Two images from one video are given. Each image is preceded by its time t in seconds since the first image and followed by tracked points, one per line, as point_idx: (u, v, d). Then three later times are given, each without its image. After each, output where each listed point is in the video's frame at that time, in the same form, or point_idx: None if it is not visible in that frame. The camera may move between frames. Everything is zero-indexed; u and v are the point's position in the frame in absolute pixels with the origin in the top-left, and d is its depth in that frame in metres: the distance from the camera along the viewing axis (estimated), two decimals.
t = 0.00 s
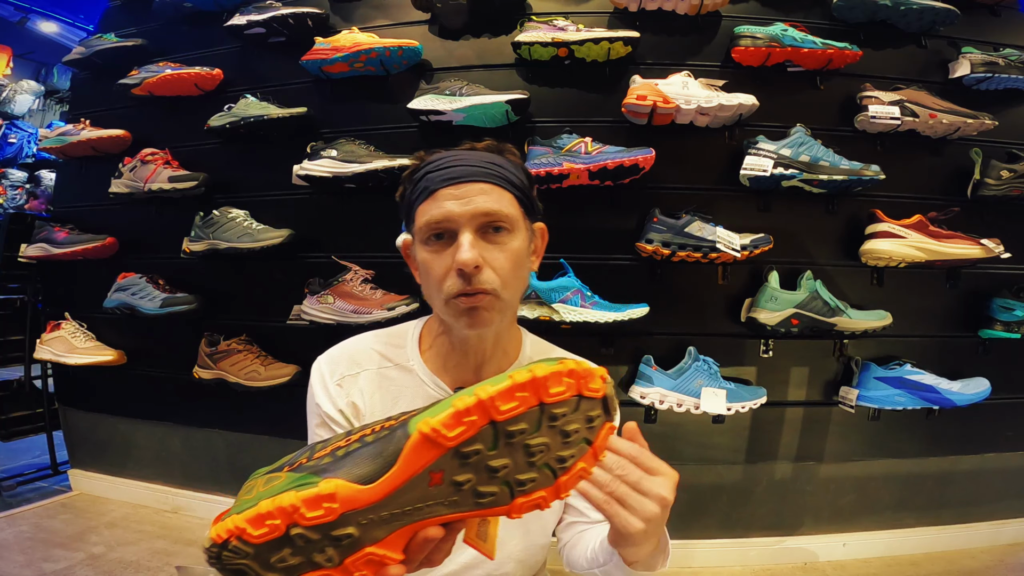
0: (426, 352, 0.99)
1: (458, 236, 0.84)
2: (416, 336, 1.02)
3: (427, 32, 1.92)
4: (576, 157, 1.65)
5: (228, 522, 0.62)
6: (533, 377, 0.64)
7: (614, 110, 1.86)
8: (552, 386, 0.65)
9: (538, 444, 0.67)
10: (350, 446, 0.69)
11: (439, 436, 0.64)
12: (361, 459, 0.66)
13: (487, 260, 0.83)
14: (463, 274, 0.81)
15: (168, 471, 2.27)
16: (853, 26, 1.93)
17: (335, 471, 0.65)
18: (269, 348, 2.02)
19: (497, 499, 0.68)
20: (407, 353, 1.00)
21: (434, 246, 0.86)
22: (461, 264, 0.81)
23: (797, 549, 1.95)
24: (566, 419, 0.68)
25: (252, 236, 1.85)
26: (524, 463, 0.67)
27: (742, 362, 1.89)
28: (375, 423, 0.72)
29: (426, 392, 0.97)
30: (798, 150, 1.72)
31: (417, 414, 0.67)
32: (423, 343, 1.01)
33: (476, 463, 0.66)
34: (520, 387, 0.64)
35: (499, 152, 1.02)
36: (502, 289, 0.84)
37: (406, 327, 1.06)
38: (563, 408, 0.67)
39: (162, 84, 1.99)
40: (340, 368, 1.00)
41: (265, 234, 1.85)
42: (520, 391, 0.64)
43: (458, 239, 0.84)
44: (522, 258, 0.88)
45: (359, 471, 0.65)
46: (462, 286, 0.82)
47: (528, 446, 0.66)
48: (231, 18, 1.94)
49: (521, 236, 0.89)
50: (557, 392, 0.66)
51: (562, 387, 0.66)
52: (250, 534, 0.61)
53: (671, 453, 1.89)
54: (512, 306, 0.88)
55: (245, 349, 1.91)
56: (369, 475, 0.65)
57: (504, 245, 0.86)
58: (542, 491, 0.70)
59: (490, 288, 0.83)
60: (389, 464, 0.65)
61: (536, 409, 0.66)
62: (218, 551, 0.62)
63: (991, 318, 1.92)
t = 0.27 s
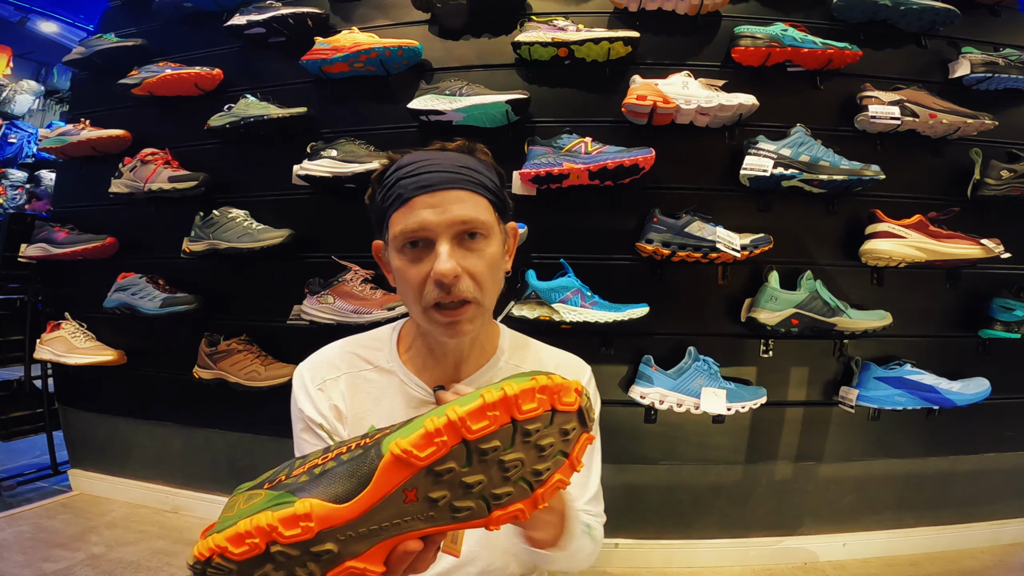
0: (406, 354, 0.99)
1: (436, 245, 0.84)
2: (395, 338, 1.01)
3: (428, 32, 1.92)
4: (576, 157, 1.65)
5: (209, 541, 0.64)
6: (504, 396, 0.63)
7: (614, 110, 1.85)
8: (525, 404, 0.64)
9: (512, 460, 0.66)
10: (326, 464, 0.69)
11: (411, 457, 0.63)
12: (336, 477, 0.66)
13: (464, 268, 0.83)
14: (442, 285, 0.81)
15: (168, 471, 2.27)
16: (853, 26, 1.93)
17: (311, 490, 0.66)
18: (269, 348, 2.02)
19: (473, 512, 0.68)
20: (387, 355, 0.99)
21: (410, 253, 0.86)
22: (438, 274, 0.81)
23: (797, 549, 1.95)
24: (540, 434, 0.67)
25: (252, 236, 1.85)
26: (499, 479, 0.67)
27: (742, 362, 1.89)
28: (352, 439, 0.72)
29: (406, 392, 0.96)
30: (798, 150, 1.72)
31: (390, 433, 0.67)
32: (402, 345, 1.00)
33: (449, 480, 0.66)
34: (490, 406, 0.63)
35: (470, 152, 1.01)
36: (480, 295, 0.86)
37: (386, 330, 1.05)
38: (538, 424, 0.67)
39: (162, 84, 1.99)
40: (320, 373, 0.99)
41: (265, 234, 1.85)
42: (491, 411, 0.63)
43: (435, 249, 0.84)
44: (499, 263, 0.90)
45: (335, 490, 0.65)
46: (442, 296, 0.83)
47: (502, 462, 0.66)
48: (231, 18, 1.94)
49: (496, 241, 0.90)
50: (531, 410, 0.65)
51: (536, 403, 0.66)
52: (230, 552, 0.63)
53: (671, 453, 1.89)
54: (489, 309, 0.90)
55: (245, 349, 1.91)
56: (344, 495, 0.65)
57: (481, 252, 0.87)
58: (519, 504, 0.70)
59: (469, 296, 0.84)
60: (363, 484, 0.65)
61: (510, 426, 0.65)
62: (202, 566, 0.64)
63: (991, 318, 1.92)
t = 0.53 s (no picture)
0: (394, 357, 0.98)
1: (427, 257, 0.83)
2: (383, 341, 1.01)
3: (428, 32, 1.92)
4: (576, 157, 1.65)
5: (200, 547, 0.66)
6: (483, 408, 0.62)
7: (614, 110, 1.85)
8: (504, 416, 0.63)
9: (494, 471, 0.65)
10: (312, 475, 0.70)
11: (392, 470, 0.63)
12: (321, 488, 0.67)
13: (456, 281, 0.83)
14: (433, 298, 0.82)
15: (168, 471, 2.27)
16: (853, 26, 1.93)
17: (295, 501, 0.66)
18: (270, 348, 2.02)
19: (458, 521, 0.68)
20: (374, 358, 0.98)
21: (400, 264, 0.85)
22: (430, 288, 0.81)
23: (798, 549, 1.95)
24: (523, 446, 0.65)
25: (252, 236, 1.85)
26: (481, 490, 0.66)
27: (742, 362, 1.89)
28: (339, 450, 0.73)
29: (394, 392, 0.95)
30: (798, 150, 1.72)
31: (373, 445, 0.67)
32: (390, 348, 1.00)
33: (431, 492, 0.65)
34: (469, 418, 0.62)
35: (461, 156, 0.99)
36: (471, 305, 0.86)
37: (374, 332, 1.05)
38: (520, 437, 0.64)
39: (162, 84, 1.99)
40: (310, 378, 0.99)
41: (265, 234, 1.85)
42: (471, 423, 0.62)
43: (427, 262, 0.83)
44: (489, 272, 0.90)
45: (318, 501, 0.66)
46: (433, 308, 0.83)
47: (484, 474, 0.64)
48: (231, 18, 1.94)
49: (486, 252, 0.89)
50: (512, 423, 0.63)
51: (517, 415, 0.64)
52: (219, 559, 0.65)
53: (671, 453, 1.89)
54: (478, 318, 0.91)
55: (245, 349, 1.91)
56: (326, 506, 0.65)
57: (472, 263, 0.87)
58: (504, 512, 0.69)
59: (460, 308, 0.84)
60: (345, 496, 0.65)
61: (492, 438, 0.64)
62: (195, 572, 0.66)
63: (991, 318, 1.92)
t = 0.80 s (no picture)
0: (392, 356, 0.98)
1: (425, 230, 0.84)
2: (382, 342, 1.01)
3: (428, 32, 1.92)
4: (576, 157, 1.65)
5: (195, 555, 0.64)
6: (485, 410, 0.64)
7: (614, 110, 1.85)
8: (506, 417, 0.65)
9: (496, 473, 0.66)
10: (311, 478, 0.69)
11: (394, 472, 0.64)
12: (320, 491, 0.67)
13: (453, 255, 0.83)
14: (429, 268, 0.81)
15: (168, 471, 2.27)
16: (853, 26, 1.93)
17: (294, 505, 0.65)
18: (270, 348, 2.02)
19: (458, 524, 0.68)
20: (373, 358, 0.98)
21: (398, 241, 0.85)
22: (426, 257, 0.80)
23: (798, 549, 1.95)
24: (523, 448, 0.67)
25: (252, 236, 1.85)
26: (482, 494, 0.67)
27: (742, 362, 1.89)
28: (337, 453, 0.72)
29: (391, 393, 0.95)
30: (798, 150, 1.72)
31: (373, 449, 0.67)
32: (389, 348, 1.00)
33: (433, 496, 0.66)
34: (472, 420, 0.64)
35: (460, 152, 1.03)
36: (466, 282, 0.84)
37: (373, 333, 1.05)
38: (520, 440, 0.66)
39: (162, 84, 1.99)
40: (309, 378, 0.99)
41: (265, 234, 1.85)
42: (473, 424, 0.64)
43: (423, 233, 0.84)
44: (486, 254, 0.90)
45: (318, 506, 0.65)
46: (429, 279, 0.82)
47: (485, 476, 0.66)
48: (231, 18, 1.94)
49: (483, 234, 0.90)
50: (513, 424, 0.65)
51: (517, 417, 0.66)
52: (215, 567, 0.63)
53: (671, 453, 1.89)
54: (475, 300, 0.89)
55: (245, 348, 1.91)
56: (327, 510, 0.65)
57: (468, 241, 0.87)
58: (503, 515, 0.70)
59: (456, 282, 0.83)
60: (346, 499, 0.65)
61: (492, 441, 0.65)
62: None
63: (991, 318, 1.92)
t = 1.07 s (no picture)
0: (400, 354, 0.98)
1: (440, 221, 0.85)
2: (389, 340, 1.01)
3: (428, 32, 1.92)
4: (576, 157, 1.65)
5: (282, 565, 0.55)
6: (493, 358, 0.67)
7: (614, 110, 1.85)
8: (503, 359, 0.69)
9: (513, 410, 0.69)
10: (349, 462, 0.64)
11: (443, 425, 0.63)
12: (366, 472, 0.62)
13: (467, 246, 0.83)
14: (444, 257, 0.80)
15: (168, 471, 2.27)
16: (853, 26, 1.93)
17: (349, 492, 0.60)
18: (270, 348, 2.02)
19: (493, 469, 0.69)
20: (380, 356, 0.98)
21: (414, 231, 0.86)
22: (442, 244, 0.80)
23: (797, 549, 1.95)
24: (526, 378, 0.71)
25: (252, 236, 1.85)
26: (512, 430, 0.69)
27: (742, 362, 1.89)
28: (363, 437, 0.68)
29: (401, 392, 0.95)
30: (798, 150, 1.72)
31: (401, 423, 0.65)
32: (396, 346, 1.00)
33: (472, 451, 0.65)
34: (488, 367, 0.66)
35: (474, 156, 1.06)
36: (480, 273, 0.83)
37: (380, 331, 1.04)
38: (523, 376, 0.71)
39: (161, 84, 1.99)
40: (316, 375, 0.99)
41: (265, 234, 1.85)
42: (489, 371, 0.66)
43: (439, 224, 0.85)
44: (498, 249, 0.90)
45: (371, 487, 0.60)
46: (443, 267, 0.81)
47: (509, 417, 0.68)
48: (231, 18, 1.94)
49: (496, 230, 0.91)
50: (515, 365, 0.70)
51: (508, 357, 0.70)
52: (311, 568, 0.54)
53: (672, 453, 1.89)
54: (487, 294, 0.87)
55: (245, 349, 1.91)
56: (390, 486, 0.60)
57: (481, 235, 0.87)
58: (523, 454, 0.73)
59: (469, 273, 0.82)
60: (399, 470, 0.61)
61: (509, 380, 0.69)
62: None
63: (991, 317, 1.92)
